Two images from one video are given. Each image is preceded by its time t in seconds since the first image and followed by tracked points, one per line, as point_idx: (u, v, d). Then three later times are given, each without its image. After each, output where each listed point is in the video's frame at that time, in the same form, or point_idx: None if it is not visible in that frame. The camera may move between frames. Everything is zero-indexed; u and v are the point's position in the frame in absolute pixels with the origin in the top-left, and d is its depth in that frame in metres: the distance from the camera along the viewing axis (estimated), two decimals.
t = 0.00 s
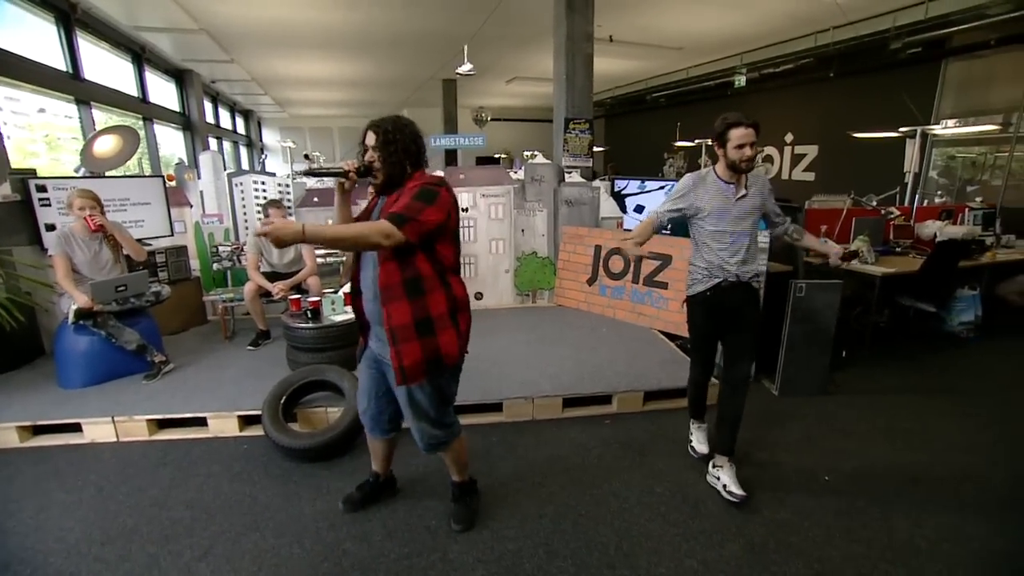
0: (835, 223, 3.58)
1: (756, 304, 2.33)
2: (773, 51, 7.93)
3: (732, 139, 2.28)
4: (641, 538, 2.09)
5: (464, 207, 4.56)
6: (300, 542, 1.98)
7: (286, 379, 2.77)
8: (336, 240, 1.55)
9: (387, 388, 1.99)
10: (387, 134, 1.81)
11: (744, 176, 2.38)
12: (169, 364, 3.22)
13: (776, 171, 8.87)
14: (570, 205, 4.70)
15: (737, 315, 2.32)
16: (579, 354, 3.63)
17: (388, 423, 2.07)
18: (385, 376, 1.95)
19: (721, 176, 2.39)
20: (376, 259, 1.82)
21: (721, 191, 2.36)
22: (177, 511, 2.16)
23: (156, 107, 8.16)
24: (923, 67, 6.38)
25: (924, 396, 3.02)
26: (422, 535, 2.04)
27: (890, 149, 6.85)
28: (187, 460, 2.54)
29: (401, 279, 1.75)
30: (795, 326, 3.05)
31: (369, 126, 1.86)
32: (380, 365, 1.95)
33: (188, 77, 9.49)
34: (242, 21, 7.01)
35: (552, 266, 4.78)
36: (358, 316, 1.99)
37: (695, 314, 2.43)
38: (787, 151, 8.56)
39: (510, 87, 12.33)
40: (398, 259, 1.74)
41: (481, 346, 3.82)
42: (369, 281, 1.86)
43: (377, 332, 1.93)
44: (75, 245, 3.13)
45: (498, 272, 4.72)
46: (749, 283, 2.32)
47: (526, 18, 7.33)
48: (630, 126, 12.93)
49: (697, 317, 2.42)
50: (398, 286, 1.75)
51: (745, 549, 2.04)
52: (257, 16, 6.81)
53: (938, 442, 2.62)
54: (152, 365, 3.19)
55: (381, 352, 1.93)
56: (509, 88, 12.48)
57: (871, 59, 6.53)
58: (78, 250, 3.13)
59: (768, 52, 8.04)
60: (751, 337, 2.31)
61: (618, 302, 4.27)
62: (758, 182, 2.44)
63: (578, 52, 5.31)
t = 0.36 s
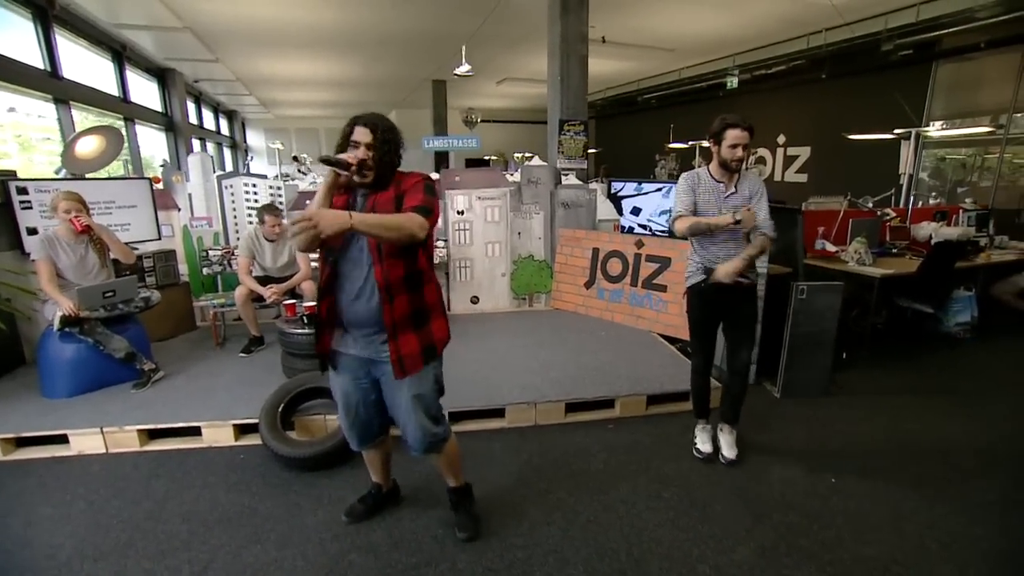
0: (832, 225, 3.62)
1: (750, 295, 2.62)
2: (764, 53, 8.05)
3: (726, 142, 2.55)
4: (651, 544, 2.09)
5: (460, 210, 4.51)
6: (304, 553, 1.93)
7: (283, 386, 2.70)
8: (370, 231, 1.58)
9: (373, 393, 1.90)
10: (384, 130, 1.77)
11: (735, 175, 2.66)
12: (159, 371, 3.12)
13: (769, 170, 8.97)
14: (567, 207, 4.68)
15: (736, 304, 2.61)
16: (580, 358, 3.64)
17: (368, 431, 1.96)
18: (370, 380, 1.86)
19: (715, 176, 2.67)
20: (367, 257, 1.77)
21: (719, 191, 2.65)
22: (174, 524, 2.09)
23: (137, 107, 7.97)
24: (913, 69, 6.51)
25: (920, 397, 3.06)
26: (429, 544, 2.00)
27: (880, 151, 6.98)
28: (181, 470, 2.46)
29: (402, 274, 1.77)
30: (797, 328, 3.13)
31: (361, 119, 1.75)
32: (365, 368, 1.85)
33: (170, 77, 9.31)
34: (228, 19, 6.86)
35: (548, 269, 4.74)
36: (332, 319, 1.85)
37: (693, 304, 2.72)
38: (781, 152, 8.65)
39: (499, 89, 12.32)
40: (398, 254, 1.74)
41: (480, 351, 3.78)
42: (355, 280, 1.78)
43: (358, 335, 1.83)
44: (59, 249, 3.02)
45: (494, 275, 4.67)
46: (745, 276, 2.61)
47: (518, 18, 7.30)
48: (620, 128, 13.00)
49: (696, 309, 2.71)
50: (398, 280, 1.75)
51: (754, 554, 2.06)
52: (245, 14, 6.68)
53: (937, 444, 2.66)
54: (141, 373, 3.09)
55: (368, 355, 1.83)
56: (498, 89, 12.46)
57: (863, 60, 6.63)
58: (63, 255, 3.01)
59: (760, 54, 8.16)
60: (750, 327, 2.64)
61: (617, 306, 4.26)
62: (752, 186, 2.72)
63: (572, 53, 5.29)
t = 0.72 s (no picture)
0: (829, 228, 3.60)
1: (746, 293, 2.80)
2: (755, 52, 8.13)
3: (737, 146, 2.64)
4: (660, 556, 2.03)
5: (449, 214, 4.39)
6: None
7: (272, 399, 2.59)
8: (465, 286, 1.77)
9: (389, 412, 1.81)
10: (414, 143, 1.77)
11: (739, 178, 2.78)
12: (134, 386, 2.96)
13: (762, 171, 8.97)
14: (559, 211, 4.60)
15: (735, 308, 2.74)
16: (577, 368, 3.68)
17: (379, 451, 1.87)
18: (393, 397, 1.78)
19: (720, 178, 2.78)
20: (408, 269, 1.73)
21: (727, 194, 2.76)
22: (156, 548, 1.96)
23: (100, 104, 7.63)
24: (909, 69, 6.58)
25: (921, 400, 3.06)
26: (431, 563, 1.91)
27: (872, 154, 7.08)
28: (159, 491, 2.32)
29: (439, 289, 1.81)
30: (799, 333, 3.19)
31: (389, 125, 1.68)
32: (387, 385, 1.76)
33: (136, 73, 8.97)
34: (202, 13, 6.60)
35: (541, 274, 4.64)
36: (357, 333, 1.72)
37: (697, 305, 2.76)
38: (772, 153, 8.69)
39: (480, 88, 12.19)
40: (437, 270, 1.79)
41: (474, 360, 3.67)
42: (394, 292, 1.72)
43: (383, 350, 1.74)
44: (22, 256, 2.82)
45: (486, 281, 4.56)
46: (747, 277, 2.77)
47: (505, 16, 7.19)
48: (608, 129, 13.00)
49: (700, 312, 2.73)
50: (437, 294, 1.80)
51: (765, 565, 2.01)
52: (221, 7, 6.44)
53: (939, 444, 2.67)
54: (114, 388, 2.93)
55: (393, 372, 1.75)
56: (480, 89, 12.32)
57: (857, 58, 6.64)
58: (28, 262, 2.82)
59: (751, 54, 8.23)
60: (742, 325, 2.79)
61: (612, 312, 4.21)
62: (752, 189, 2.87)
63: (563, 52, 5.20)
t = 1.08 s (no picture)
0: (824, 230, 3.54)
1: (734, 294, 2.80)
2: (743, 50, 8.21)
3: (734, 145, 2.62)
4: None
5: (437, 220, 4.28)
6: None
7: (249, 415, 2.77)
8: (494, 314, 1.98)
9: (440, 429, 1.83)
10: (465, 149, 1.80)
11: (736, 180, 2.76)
12: (94, 404, 3.04)
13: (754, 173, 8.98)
14: (547, 213, 4.48)
15: (724, 309, 2.75)
16: (569, 376, 3.67)
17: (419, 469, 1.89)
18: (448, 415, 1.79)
19: (716, 179, 2.75)
20: (469, 283, 1.75)
21: (721, 193, 2.73)
22: None
23: (48, 97, 7.18)
24: (897, 68, 6.71)
25: (909, 406, 3.09)
26: None
27: (858, 154, 7.22)
28: (130, 515, 2.45)
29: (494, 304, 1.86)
30: (796, 338, 3.14)
31: (441, 127, 1.69)
32: (444, 402, 1.77)
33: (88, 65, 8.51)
34: (163, 2, 6.22)
35: (528, 279, 4.53)
36: (421, 351, 1.70)
37: (694, 304, 2.74)
38: (761, 154, 8.73)
39: (455, 86, 12.00)
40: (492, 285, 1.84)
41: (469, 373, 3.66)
42: (459, 308, 1.73)
43: (442, 366, 1.75)
44: None
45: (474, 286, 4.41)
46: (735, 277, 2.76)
47: (487, 11, 7.01)
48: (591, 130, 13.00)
49: (695, 311, 2.74)
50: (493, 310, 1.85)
51: None
52: None
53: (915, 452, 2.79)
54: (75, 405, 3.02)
55: (450, 389, 1.76)
56: (455, 87, 12.13)
57: (840, 56, 6.79)
58: None
59: (738, 52, 8.29)
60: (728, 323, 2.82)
61: (603, 317, 4.12)
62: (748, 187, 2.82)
63: (548, 48, 5.05)
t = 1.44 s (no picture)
0: (829, 231, 3.47)
1: (746, 303, 2.67)
2: (739, 46, 8.21)
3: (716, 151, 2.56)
4: None
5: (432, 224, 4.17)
6: None
7: (245, 423, 2.81)
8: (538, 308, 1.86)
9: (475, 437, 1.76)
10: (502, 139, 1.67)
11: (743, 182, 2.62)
12: (71, 418, 3.06)
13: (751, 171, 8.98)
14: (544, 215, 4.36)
15: (727, 316, 2.64)
16: (571, 382, 3.59)
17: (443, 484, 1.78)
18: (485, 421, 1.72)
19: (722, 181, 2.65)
20: (505, 285, 1.67)
21: (716, 199, 2.65)
22: None
23: (12, 93, 6.88)
24: (899, 64, 6.70)
25: (917, 413, 3.04)
26: None
27: (859, 152, 7.24)
28: (114, 533, 2.47)
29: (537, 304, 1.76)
30: (806, 342, 3.11)
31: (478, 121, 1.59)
32: (482, 409, 1.70)
33: (54, 59, 8.19)
34: None
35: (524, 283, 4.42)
36: (454, 356, 1.63)
37: (692, 310, 2.66)
38: (761, 152, 8.68)
39: (441, 82, 11.82)
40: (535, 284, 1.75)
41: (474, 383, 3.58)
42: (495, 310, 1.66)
43: (481, 369, 1.68)
44: None
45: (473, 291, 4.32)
46: (740, 286, 2.63)
47: (477, 6, 6.85)
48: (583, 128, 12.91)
49: (693, 313, 2.66)
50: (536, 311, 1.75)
51: None
52: None
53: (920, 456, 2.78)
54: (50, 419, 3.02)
55: (489, 394, 1.69)
56: (441, 83, 11.95)
57: (841, 54, 6.85)
58: None
59: (736, 48, 8.29)
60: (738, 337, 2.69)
61: (604, 322, 4.03)
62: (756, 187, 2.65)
63: (543, 44, 4.93)
